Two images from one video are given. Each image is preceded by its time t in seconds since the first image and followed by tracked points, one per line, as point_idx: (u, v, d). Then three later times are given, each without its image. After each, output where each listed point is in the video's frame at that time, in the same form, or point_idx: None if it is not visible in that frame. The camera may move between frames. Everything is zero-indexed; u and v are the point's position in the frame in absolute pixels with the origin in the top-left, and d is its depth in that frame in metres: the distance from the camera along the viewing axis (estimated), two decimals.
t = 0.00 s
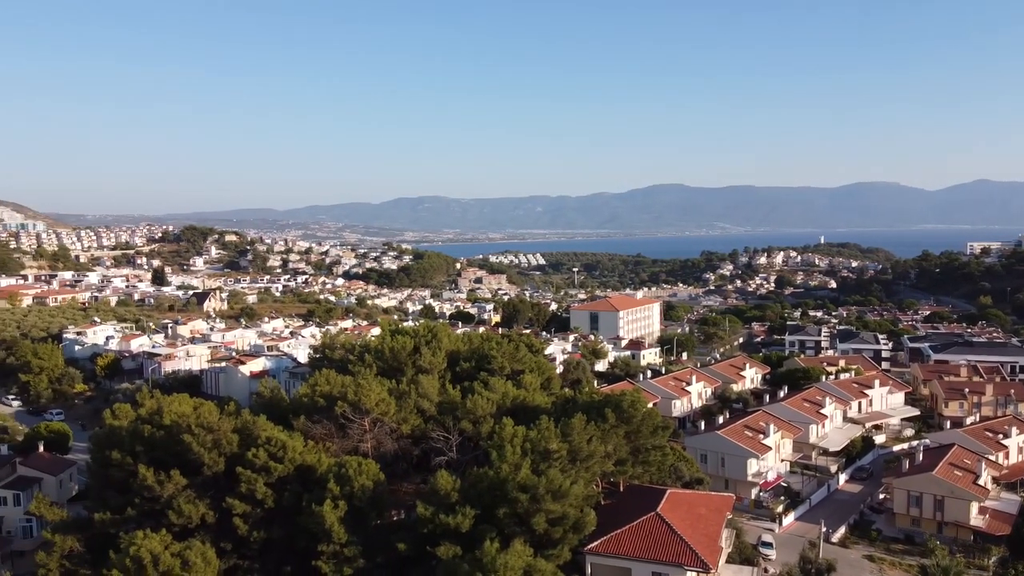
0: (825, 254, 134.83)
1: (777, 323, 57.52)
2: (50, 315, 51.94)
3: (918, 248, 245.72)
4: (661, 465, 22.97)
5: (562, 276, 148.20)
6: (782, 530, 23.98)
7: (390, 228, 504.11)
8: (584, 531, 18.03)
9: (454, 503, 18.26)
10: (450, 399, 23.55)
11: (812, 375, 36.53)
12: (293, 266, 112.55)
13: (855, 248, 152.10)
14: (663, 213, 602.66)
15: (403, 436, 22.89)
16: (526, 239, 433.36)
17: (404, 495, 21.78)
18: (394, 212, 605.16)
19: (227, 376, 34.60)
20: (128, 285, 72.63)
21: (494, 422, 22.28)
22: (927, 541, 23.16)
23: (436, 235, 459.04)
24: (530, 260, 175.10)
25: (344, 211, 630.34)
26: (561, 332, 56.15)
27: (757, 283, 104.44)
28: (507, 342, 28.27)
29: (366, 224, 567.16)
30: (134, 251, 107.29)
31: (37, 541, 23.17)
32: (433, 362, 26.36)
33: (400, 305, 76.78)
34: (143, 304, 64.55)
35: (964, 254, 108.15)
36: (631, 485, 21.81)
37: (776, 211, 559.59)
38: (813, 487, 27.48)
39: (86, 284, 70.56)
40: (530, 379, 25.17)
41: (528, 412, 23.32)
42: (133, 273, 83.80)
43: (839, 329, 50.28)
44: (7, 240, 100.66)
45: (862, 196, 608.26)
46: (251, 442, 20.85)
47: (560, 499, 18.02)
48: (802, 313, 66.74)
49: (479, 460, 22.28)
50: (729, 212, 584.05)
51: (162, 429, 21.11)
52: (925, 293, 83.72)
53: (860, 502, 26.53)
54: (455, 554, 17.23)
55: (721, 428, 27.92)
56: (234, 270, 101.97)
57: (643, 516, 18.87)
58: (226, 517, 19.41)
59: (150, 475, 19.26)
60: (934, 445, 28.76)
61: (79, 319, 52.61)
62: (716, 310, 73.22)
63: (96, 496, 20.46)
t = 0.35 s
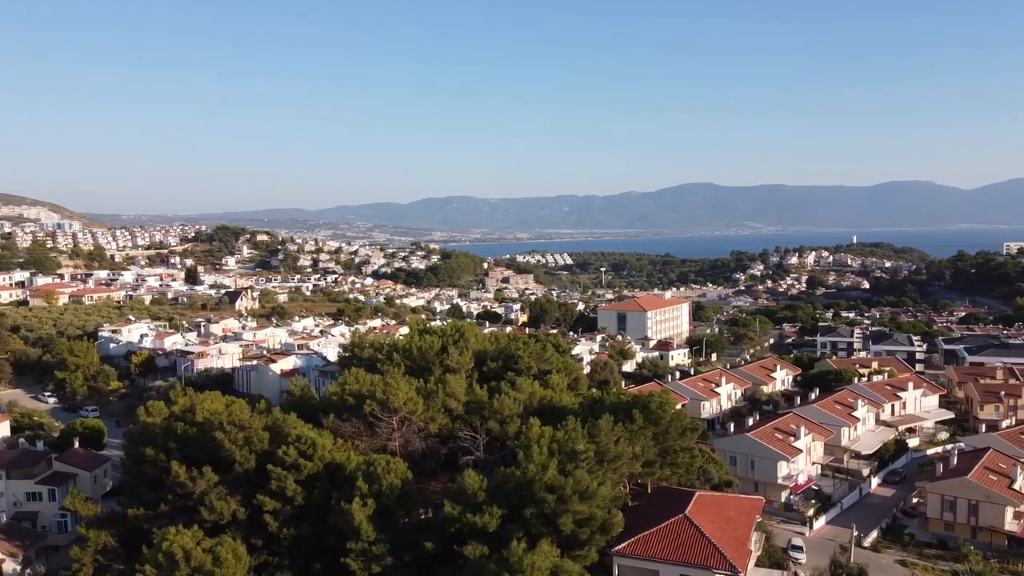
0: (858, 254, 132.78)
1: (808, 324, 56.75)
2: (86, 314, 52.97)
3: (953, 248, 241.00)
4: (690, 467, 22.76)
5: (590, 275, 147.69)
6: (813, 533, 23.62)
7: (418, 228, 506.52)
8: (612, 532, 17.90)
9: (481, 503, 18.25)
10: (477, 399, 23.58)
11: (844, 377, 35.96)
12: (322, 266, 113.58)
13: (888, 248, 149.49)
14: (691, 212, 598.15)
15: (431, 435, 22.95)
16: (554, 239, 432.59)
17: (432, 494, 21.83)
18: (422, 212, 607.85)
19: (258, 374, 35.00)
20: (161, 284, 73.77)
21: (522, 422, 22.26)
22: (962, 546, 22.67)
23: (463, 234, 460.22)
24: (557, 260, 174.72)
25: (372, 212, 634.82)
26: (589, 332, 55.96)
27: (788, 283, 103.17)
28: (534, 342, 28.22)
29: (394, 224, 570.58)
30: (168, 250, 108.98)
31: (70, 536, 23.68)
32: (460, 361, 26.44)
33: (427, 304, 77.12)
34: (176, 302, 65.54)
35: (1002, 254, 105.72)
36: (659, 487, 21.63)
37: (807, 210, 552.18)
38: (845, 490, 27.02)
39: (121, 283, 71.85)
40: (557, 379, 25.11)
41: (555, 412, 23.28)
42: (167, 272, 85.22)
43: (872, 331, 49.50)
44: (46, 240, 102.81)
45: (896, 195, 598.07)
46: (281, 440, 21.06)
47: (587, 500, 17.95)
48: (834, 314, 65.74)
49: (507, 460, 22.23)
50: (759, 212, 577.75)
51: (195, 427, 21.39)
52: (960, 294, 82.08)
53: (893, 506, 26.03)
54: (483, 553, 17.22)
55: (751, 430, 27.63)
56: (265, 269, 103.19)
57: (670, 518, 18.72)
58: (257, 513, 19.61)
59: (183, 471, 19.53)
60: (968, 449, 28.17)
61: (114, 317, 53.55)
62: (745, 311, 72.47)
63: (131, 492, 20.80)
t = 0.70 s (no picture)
0: (891, 254, 130.64)
1: (840, 325, 55.94)
2: (121, 312, 53.94)
3: (989, 248, 236.18)
4: (719, 469, 22.52)
5: (617, 275, 147.11)
6: (844, 537, 23.26)
7: (446, 228, 508.29)
8: (639, 535, 17.77)
9: (508, 502, 18.23)
10: (504, 399, 23.58)
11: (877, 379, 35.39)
12: (351, 265, 114.45)
13: (923, 247, 146.85)
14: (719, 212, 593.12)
15: (458, 434, 22.98)
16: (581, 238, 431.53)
17: (459, 493, 21.87)
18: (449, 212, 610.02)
19: (289, 372, 35.43)
20: (194, 283, 74.87)
21: (548, 422, 22.21)
22: (997, 552, 22.16)
23: (490, 234, 460.93)
24: (584, 259, 174.29)
25: (399, 211, 638.56)
26: (617, 332, 55.75)
27: (819, 283, 101.87)
28: (561, 342, 28.14)
29: (421, 224, 573.46)
30: (200, 249, 110.62)
31: (104, 532, 24.12)
32: (487, 361, 26.48)
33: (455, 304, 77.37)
34: (209, 301, 66.46)
35: None
36: (687, 489, 21.45)
37: (838, 209, 544.50)
38: (877, 494, 26.57)
39: (155, 282, 73.09)
40: (584, 380, 25.03)
41: (582, 412, 23.19)
42: (199, 271, 86.55)
43: (905, 332, 48.64)
44: (81, 239, 104.85)
45: (930, 194, 587.52)
46: (310, 438, 21.25)
47: (614, 501, 17.84)
48: (866, 316, 64.76)
49: (534, 459, 22.15)
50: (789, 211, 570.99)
51: (227, 424, 21.65)
52: (996, 295, 80.40)
53: (926, 510, 25.53)
54: (509, 553, 17.18)
55: (781, 433, 27.30)
56: (294, 268, 104.30)
57: (699, 520, 18.54)
58: (286, 510, 19.81)
59: (214, 468, 19.77)
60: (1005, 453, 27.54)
61: (148, 315, 54.44)
62: (775, 311, 71.71)
63: (163, 488, 21.11)
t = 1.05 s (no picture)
0: (926, 254, 128.27)
1: (873, 326, 55.06)
2: (155, 310, 54.77)
3: None
4: (749, 472, 22.26)
5: (645, 275, 146.31)
6: (876, 542, 22.82)
7: (473, 228, 509.21)
8: (667, 536, 17.63)
9: (535, 503, 18.18)
10: (531, 399, 23.56)
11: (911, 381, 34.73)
12: (380, 264, 115.16)
13: (959, 248, 143.93)
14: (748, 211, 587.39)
15: (485, 433, 22.99)
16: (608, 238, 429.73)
17: (486, 492, 21.91)
18: (476, 211, 611.15)
19: (319, 370, 35.73)
20: (226, 282, 75.81)
21: (576, 423, 22.13)
22: None
23: (517, 234, 461.11)
24: (612, 259, 173.61)
25: (427, 211, 641.21)
26: (645, 332, 55.43)
27: (851, 283, 100.45)
28: (588, 342, 28.04)
29: (448, 224, 575.45)
30: (232, 249, 112.11)
31: (137, 526, 24.51)
32: (514, 361, 26.49)
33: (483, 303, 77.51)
34: (240, 300, 67.26)
35: None
36: (716, 491, 21.25)
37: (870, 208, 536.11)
38: (910, 499, 26.07)
39: (189, 281, 74.19)
40: (611, 381, 24.91)
41: (609, 412, 23.04)
42: (231, 271, 87.72)
43: (940, 334, 47.69)
44: (117, 238, 106.81)
45: (965, 192, 576.17)
46: (340, 436, 21.41)
47: (642, 503, 17.73)
48: (900, 317, 63.67)
49: (561, 460, 22.07)
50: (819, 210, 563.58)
51: (258, 422, 21.91)
52: None
53: (960, 515, 25.01)
54: (536, 553, 17.14)
55: (812, 435, 26.93)
56: (324, 268, 105.25)
57: (729, 523, 18.32)
58: (316, 507, 19.98)
59: (245, 465, 20.01)
60: None
61: (181, 314, 55.21)
62: (806, 312, 70.79)
63: (195, 484, 21.42)
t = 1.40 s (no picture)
0: (963, 255, 125.75)
1: (907, 328, 54.13)
2: (187, 309, 55.59)
3: None
4: (779, 474, 21.99)
5: (674, 275, 145.25)
6: (908, 546, 22.42)
7: (500, 227, 509.69)
8: (695, 539, 17.49)
9: (562, 503, 18.12)
10: (558, 399, 23.54)
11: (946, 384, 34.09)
12: (408, 264, 115.75)
13: (997, 247, 140.84)
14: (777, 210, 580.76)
15: (512, 433, 23.00)
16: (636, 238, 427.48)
17: (513, 492, 21.90)
18: (503, 211, 611.71)
19: (348, 369, 36.03)
20: (257, 282, 76.72)
21: (603, 424, 22.04)
22: None
23: (544, 234, 460.44)
24: (640, 259, 172.76)
25: (454, 211, 643.42)
26: (674, 333, 55.10)
27: (885, 284, 98.79)
28: (616, 342, 27.95)
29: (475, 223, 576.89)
30: (263, 249, 113.41)
31: (170, 522, 24.91)
32: (541, 361, 26.48)
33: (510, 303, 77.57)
34: (271, 299, 68.01)
35: None
36: (745, 494, 21.04)
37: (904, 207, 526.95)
38: (944, 503, 25.55)
39: (221, 280, 75.19)
40: (639, 382, 24.80)
41: (636, 413, 22.92)
42: (262, 270, 88.74)
43: (976, 336, 46.72)
44: (151, 238, 108.62)
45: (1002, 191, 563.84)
46: (368, 434, 21.56)
47: (670, 505, 17.59)
48: (935, 318, 62.49)
49: (588, 461, 22.00)
50: (851, 210, 555.36)
51: (288, 419, 22.14)
52: None
53: (996, 520, 24.47)
54: (563, 554, 17.09)
55: (843, 438, 26.57)
56: (353, 267, 106.05)
57: (758, 526, 18.13)
58: (344, 505, 20.14)
59: (275, 462, 20.23)
60: None
61: (213, 313, 56.00)
62: (839, 313, 69.80)
63: (227, 480, 21.70)
